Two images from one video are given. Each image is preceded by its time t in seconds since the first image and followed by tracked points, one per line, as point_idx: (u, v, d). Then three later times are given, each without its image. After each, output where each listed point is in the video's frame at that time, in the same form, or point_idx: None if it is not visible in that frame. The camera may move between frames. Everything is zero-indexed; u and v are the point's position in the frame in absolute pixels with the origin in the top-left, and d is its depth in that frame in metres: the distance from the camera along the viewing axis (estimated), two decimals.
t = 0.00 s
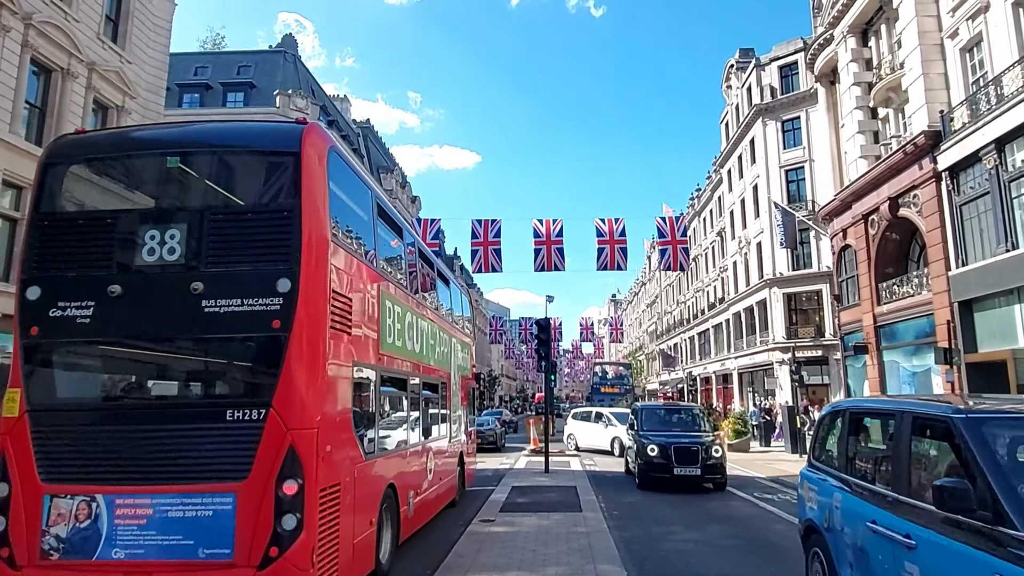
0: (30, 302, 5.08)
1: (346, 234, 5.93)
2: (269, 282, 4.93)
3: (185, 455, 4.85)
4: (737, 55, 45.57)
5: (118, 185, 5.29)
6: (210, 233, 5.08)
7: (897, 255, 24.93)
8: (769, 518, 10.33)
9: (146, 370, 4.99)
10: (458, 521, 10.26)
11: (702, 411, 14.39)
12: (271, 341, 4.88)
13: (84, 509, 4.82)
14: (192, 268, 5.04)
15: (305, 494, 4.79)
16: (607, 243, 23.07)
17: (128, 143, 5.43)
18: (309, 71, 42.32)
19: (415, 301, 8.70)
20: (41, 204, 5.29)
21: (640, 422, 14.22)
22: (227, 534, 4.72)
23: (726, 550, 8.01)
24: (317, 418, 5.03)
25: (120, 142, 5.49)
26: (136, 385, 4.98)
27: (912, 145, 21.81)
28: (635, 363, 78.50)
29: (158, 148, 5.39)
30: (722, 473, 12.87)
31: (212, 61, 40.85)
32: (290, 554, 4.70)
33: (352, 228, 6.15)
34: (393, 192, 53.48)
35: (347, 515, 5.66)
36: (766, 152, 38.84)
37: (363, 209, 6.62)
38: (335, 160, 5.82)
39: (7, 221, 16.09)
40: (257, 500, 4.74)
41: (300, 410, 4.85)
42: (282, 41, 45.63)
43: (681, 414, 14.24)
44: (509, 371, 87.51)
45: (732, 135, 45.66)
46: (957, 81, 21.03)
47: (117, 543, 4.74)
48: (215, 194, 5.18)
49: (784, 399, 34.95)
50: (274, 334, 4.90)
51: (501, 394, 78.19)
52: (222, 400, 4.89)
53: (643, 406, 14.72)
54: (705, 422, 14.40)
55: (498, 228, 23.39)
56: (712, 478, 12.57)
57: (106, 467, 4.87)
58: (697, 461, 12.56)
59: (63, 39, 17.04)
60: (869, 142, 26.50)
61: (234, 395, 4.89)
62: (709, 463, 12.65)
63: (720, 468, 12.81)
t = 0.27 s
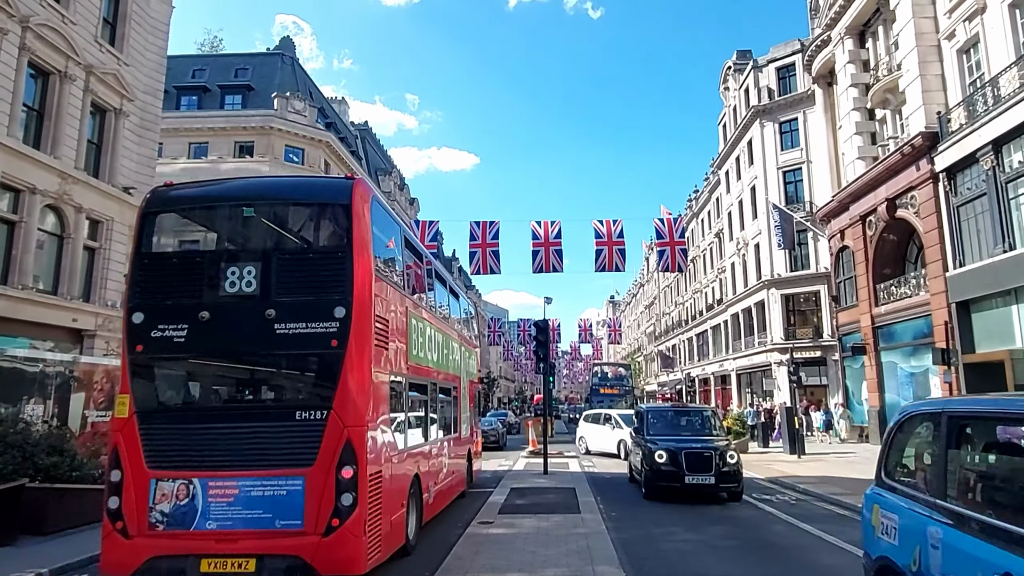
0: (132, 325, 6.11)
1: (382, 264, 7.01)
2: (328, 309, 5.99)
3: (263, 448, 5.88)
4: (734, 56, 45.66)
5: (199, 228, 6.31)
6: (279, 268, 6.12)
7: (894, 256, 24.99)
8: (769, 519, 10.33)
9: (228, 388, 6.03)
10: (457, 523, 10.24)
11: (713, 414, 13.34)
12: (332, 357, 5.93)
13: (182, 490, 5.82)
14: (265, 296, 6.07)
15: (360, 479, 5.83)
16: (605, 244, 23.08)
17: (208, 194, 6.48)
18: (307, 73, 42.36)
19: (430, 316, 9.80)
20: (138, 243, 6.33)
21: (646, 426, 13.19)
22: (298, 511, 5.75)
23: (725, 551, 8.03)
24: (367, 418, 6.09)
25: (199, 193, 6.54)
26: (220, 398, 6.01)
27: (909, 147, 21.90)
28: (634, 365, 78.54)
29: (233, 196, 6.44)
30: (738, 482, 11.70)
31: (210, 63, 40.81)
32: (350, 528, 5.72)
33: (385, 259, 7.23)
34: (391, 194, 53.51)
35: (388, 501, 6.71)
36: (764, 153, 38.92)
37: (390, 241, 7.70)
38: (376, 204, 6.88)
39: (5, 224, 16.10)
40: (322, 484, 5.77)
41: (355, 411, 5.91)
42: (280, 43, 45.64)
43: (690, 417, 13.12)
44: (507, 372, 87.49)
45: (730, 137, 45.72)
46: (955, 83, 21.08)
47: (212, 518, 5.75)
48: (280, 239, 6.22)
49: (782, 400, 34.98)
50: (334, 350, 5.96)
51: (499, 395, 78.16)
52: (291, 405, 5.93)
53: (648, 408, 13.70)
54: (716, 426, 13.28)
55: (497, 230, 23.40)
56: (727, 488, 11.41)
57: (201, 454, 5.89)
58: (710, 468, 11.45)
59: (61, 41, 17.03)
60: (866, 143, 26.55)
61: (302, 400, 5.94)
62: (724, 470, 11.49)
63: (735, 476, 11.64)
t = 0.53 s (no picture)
0: (191, 336, 7.08)
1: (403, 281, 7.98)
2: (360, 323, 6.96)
3: (306, 442, 6.88)
4: (733, 56, 45.73)
5: (244, 252, 7.22)
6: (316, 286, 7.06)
7: (892, 256, 25.04)
8: (768, 519, 10.31)
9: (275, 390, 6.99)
10: (455, 523, 10.19)
11: (725, 415, 12.44)
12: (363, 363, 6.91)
13: (236, 478, 6.81)
14: (304, 311, 7.02)
15: (388, 467, 6.83)
16: (604, 244, 23.09)
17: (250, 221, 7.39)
18: (305, 74, 42.39)
19: (441, 323, 10.89)
20: (193, 265, 7.27)
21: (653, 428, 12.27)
22: (336, 494, 6.75)
23: (723, 551, 8.02)
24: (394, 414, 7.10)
25: (243, 221, 7.46)
26: (268, 398, 6.97)
27: (907, 147, 21.95)
28: (632, 364, 78.56)
29: (274, 224, 7.35)
30: (754, 488, 10.80)
31: (208, 64, 40.75)
32: (381, 509, 6.72)
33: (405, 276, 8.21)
34: (390, 195, 53.51)
35: (411, 486, 7.73)
36: (762, 153, 38.97)
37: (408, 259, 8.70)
38: (399, 229, 7.82)
39: (3, 225, 16.10)
40: (357, 472, 6.78)
41: (383, 409, 6.90)
42: (278, 44, 45.64)
43: (700, 419, 12.36)
44: (506, 372, 87.47)
45: (728, 136, 45.76)
46: (953, 82, 21.11)
47: (262, 501, 6.74)
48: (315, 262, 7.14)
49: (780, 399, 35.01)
50: (365, 356, 6.94)
51: (498, 395, 78.11)
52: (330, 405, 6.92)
53: (655, 408, 12.78)
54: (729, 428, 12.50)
55: (495, 229, 23.40)
56: (741, 494, 10.52)
57: (251, 448, 6.87)
58: (724, 473, 10.55)
59: (59, 42, 17.00)
60: (864, 143, 26.59)
61: (338, 400, 6.92)
62: (738, 475, 10.61)
63: (751, 482, 10.74)
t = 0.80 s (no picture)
0: (241, 345, 8.29)
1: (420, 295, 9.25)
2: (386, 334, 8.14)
3: (341, 434, 8.09)
4: (730, 56, 45.83)
5: (283, 272, 8.39)
6: (348, 302, 8.24)
7: (890, 254, 25.09)
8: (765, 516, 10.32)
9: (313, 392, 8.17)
10: (454, 521, 10.20)
11: (741, 413, 11.30)
12: (389, 368, 8.10)
13: (282, 465, 7.99)
14: (337, 323, 8.20)
15: (411, 456, 8.08)
16: (602, 244, 23.13)
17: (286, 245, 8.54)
18: (302, 74, 42.41)
19: (450, 329, 12.11)
20: (241, 285, 8.45)
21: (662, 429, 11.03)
22: (367, 479, 7.97)
23: (720, 547, 8.06)
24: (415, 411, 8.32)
25: (281, 245, 8.61)
26: (306, 397, 8.15)
27: (903, 145, 22.01)
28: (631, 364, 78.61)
29: (307, 249, 8.50)
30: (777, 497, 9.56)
31: (205, 64, 40.69)
32: (406, 492, 7.97)
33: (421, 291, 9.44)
34: (388, 195, 53.50)
35: (429, 473, 9.00)
36: (759, 152, 39.05)
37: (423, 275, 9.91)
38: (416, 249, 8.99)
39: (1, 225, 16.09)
40: (385, 460, 8.00)
41: (406, 407, 8.14)
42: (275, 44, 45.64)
43: (714, 418, 11.11)
44: (505, 372, 87.48)
45: (725, 136, 45.83)
46: (950, 81, 21.15)
47: (303, 486, 7.91)
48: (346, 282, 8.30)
49: (778, 398, 35.07)
50: (391, 362, 8.14)
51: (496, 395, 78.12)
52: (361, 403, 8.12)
53: (663, 406, 11.54)
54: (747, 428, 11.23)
55: (494, 229, 23.43)
56: (763, 503, 9.28)
57: (294, 440, 8.06)
58: (745, 480, 9.29)
59: (56, 43, 16.98)
60: (862, 142, 26.64)
61: (368, 399, 8.14)
62: (760, 482, 9.36)
63: (775, 490, 9.50)
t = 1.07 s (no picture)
0: (284, 351, 9.81)
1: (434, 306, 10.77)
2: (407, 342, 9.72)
3: (370, 426, 9.64)
4: (728, 54, 45.88)
5: (319, 288, 9.89)
6: (375, 315, 9.80)
7: (886, 252, 25.19)
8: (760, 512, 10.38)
9: (346, 391, 9.71)
10: (452, 517, 10.28)
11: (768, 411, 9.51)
12: (410, 370, 9.66)
13: (320, 453, 9.54)
14: (366, 332, 9.74)
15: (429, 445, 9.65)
16: (599, 242, 23.19)
17: (320, 266, 10.05)
18: (300, 72, 42.41)
19: (458, 334, 13.58)
20: (283, 299, 9.96)
21: (675, 428, 9.36)
22: (393, 464, 9.54)
23: (716, 544, 8.12)
24: (431, 406, 9.90)
25: (315, 265, 10.12)
26: (340, 395, 9.69)
27: (900, 144, 22.08)
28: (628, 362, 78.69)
29: (338, 267, 9.99)
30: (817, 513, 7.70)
31: (203, 61, 40.63)
32: (426, 475, 9.54)
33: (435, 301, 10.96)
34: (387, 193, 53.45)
35: (444, 460, 10.56)
36: (756, 151, 39.13)
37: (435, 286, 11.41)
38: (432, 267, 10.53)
39: None
40: (407, 449, 9.58)
41: (425, 404, 9.70)
42: (273, 41, 45.58)
43: (737, 416, 9.35)
44: (503, 370, 87.53)
45: (723, 134, 45.90)
46: (946, 80, 21.24)
47: (337, 472, 9.43)
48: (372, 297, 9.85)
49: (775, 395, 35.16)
50: (412, 365, 9.72)
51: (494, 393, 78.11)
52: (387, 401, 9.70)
53: (675, 402, 9.86)
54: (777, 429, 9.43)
55: (491, 227, 23.47)
56: (798, 519, 7.49)
57: (331, 432, 9.63)
58: (777, 491, 7.55)
59: (53, 40, 17.00)
60: (858, 140, 26.72)
61: (393, 396, 9.71)
62: (794, 493, 7.56)
63: (814, 504, 7.65)
